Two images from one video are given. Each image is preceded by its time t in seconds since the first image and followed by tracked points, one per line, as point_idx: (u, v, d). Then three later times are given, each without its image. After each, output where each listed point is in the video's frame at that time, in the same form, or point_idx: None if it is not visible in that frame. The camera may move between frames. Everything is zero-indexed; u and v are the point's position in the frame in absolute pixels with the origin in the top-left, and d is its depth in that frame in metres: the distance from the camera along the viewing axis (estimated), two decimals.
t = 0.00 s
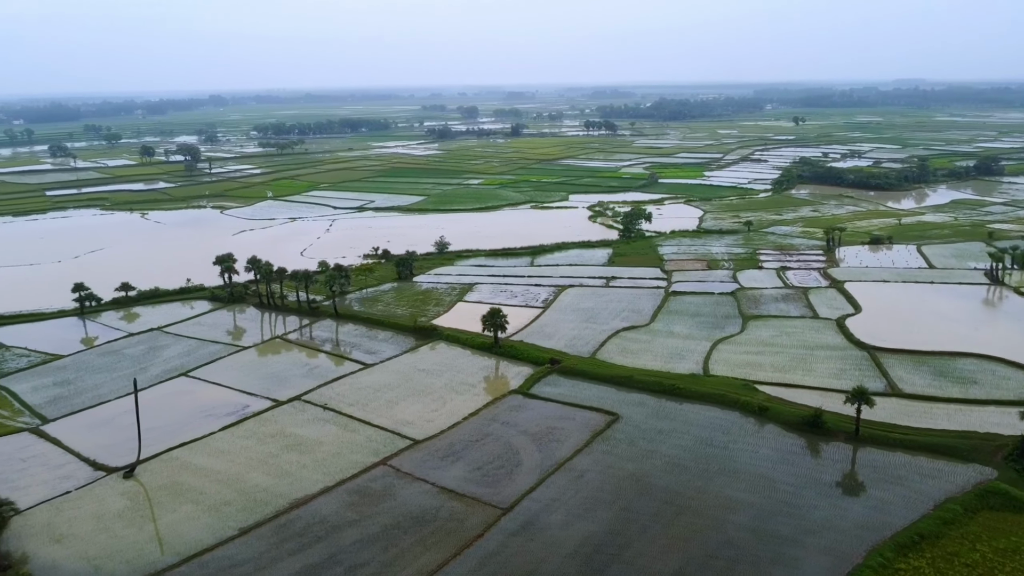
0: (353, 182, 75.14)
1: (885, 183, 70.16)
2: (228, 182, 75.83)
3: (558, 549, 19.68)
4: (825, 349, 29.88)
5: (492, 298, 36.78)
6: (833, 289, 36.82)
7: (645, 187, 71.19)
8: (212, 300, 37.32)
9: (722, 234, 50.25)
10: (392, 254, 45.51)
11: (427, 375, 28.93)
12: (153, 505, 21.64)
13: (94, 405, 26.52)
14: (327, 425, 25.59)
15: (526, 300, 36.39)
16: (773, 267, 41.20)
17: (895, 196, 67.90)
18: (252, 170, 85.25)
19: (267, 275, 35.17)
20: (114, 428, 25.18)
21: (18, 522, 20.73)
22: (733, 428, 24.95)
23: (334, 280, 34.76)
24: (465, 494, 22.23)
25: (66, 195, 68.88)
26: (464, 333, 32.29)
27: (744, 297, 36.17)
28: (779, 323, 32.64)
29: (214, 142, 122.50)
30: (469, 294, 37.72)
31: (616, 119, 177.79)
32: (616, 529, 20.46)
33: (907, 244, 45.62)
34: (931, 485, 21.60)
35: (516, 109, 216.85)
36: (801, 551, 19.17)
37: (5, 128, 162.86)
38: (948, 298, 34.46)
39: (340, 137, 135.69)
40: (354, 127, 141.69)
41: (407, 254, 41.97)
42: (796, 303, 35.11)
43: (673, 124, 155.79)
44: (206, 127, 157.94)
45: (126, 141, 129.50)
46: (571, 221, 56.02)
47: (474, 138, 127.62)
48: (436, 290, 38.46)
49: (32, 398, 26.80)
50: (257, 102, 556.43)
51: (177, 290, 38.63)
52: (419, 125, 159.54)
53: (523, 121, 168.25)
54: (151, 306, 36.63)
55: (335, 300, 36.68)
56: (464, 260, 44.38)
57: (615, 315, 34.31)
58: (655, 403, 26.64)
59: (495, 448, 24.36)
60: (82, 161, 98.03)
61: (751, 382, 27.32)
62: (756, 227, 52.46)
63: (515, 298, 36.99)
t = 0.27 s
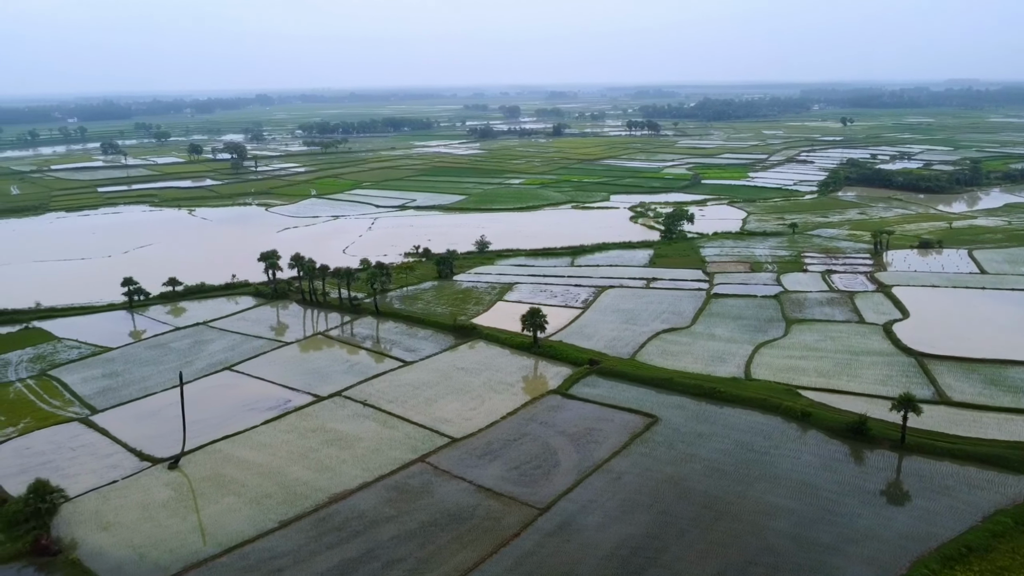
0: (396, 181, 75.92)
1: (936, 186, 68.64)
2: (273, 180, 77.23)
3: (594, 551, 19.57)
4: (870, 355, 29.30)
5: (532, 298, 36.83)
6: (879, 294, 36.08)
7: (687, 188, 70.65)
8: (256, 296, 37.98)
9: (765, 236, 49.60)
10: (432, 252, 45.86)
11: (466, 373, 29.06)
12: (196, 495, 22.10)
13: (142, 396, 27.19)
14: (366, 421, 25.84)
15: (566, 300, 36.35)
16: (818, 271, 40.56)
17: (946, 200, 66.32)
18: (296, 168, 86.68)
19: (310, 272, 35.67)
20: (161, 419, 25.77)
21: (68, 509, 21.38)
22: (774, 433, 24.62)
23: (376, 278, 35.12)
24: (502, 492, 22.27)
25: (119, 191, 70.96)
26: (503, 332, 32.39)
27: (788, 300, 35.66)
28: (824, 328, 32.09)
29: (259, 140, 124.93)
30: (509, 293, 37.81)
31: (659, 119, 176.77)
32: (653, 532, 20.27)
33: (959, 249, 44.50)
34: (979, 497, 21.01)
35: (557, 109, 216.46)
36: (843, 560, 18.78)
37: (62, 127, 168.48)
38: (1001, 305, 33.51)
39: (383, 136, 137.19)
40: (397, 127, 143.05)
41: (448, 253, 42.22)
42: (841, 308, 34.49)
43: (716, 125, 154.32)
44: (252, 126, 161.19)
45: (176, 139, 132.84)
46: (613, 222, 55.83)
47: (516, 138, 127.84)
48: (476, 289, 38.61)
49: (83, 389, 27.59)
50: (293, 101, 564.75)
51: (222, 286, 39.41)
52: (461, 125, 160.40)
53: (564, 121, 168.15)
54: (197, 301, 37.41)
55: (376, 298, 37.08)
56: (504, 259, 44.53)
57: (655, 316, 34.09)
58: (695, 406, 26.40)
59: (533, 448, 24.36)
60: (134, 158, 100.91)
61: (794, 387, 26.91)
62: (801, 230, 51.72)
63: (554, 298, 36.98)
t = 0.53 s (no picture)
0: (438, 179, 76.48)
1: (990, 189, 66.71)
2: (317, 178, 78.29)
3: (631, 554, 19.45)
4: (918, 361, 28.63)
5: (572, 298, 36.79)
6: (929, 299, 35.24)
7: (731, 189, 69.89)
8: (299, 293, 38.49)
9: (810, 239, 48.73)
10: (473, 251, 46.02)
11: (504, 372, 29.12)
12: (238, 487, 22.48)
13: (187, 389, 27.77)
14: (405, 418, 26.04)
15: (606, 301, 36.24)
16: (865, 275, 39.79)
17: (1001, 203, 64.38)
18: (339, 167, 87.77)
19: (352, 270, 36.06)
20: (205, 412, 26.30)
21: (114, 497, 21.88)
22: (817, 440, 24.21)
23: (416, 276, 35.35)
24: (539, 493, 22.24)
25: (168, 188, 72.73)
26: (542, 332, 32.37)
27: (833, 305, 35.00)
28: (870, 333, 31.47)
29: (303, 138, 126.72)
30: (549, 293, 37.81)
31: (704, 118, 175.03)
32: (692, 536, 20.06)
33: (1014, 254, 43.18)
34: None
35: (598, 108, 215.16)
36: (888, 571, 18.37)
37: (114, 125, 173.29)
38: None
39: (426, 135, 138.18)
40: (440, 126, 143.52)
41: (489, 252, 42.36)
42: (888, 313, 33.77)
43: (761, 125, 152.26)
44: (297, 125, 163.65)
45: (224, 137, 135.59)
46: (654, 223, 55.50)
47: (557, 138, 127.46)
48: (516, 288, 38.69)
49: (131, 381, 28.29)
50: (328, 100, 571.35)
51: (266, 283, 40.04)
52: (504, 124, 160.74)
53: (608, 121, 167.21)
54: (242, 297, 38.06)
55: (417, 296, 37.38)
56: (545, 259, 44.58)
57: (697, 319, 33.78)
58: (736, 411, 26.11)
59: (571, 449, 24.31)
60: (183, 156, 103.30)
61: (838, 393, 26.45)
62: (848, 232, 50.75)
63: (595, 299, 36.90)
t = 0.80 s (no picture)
0: (480, 178, 76.82)
1: None
2: (360, 177, 79.23)
3: (669, 557, 19.26)
4: (969, 369, 27.88)
5: (612, 299, 36.66)
6: (981, 305, 34.29)
7: (776, 191, 68.92)
8: (341, 290, 38.94)
9: (857, 243, 47.78)
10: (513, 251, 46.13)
11: (543, 372, 29.11)
12: (279, 480, 22.81)
13: (231, 383, 28.29)
14: (444, 416, 26.17)
15: (647, 302, 36.03)
16: (913, 279, 38.90)
17: None
18: (382, 165, 88.69)
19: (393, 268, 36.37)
20: (249, 405, 26.76)
21: (160, 487, 22.36)
22: (862, 447, 23.76)
23: (457, 275, 35.49)
24: (576, 493, 22.17)
25: (215, 184, 74.32)
26: (582, 333, 32.27)
27: (880, 309, 34.29)
28: (918, 339, 30.74)
29: (346, 137, 128.37)
30: (589, 293, 37.72)
31: (749, 118, 172.69)
32: (731, 542, 19.80)
33: None
34: None
35: (640, 108, 213.94)
36: None
37: (165, 123, 177.70)
38: None
39: (467, 134, 138.74)
40: (482, 125, 143.41)
41: (529, 251, 42.40)
42: (938, 319, 32.97)
43: (808, 126, 149.66)
44: (340, 123, 165.74)
45: (270, 135, 137.85)
46: (696, 224, 55.02)
47: (599, 137, 126.84)
48: (556, 288, 38.67)
49: (178, 373, 28.93)
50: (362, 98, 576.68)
51: (309, 279, 40.61)
52: (546, 123, 160.65)
53: (652, 121, 165.84)
54: (285, 293, 38.64)
55: (457, 294, 37.59)
56: (585, 259, 44.51)
57: (739, 321, 33.40)
58: (778, 415, 25.77)
59: (609, 450, 24.21)
60: (231, 153, 105.48)
61: (884, 400, 25.93)
62: (896, 236, 49.66)
63: (635, 300, 36.72)
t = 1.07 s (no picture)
0: (521, 178, 76.92)
1: None
2: (402, 175, 79.96)
3: (708, 562, 19.01)
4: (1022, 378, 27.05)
5: (653, 301, 36.43)
6: None
7: (822, 192, 67.74)
8: (382, 288, 39.33)
9: (905, 247, 46.72)
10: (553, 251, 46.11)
11: (582, 373, 29.02)
12: (319, 474, 23.07)
13: (274, 378, 28.76)
14: (482, 415, 26.24)
15: (688, 304, 35.74)
16: (965, 285, 37.89)
17: None
18: (424, 164, 89.37)
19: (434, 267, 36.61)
20: (290, 400, 27.18)
21: (204, 478, 22.77)
22: (907, 456, 23.23)
23: (497, 275, 35.57)
24: (614, 496, 22.04)
25: (261, 182, 75.71)
26: (622, 334, 32.11)
27: (928, 315, 33.47)
28: (969, 347, 29.93)
29: (389, 135, 129.54)
30: (629, 294, 37.53)
31: (795, 119, 169.80)
32: (771, 548, 19.47)
33: None
34: None
35: (682, 108, 211.90)
36: None
37: (213, 121, 181.50)
38: None
39: (507, 133, 138.83)
40: (524, 125, 142.88)
41: (569, 251, 42.32)
42: (989, 326, 32.05)
43: (857, 126, 146.61)
44: (383, 122, 167.22)
45: (315, 134, 139.76)
46: (740, 226, 54.39)
47: (642, 137, 125.89)
48: (596, 288, 38.55)
49: (222, 367, 29.50)
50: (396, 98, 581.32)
51: (351, 276, 41.09)
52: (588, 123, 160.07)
53: (695, 121, 164.10)
54: (328, 289, 39.16)
55: (497, 293, 37.72)
56: (626, 260, 44.30)
57: (782, 325, 32.93)
58: (821, 422, 25.35)
59: (648, 453, 24.04)
60: (277, 151, 107.36)
61: (931, 408, 25.32)
62: (947, 240, 48.40)
63: (676, 302, 36.46)
